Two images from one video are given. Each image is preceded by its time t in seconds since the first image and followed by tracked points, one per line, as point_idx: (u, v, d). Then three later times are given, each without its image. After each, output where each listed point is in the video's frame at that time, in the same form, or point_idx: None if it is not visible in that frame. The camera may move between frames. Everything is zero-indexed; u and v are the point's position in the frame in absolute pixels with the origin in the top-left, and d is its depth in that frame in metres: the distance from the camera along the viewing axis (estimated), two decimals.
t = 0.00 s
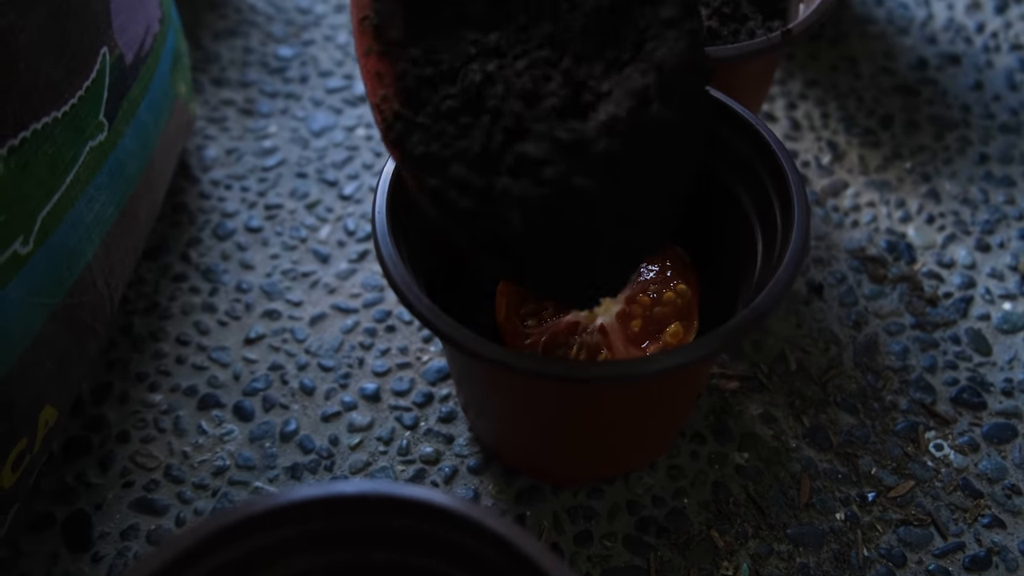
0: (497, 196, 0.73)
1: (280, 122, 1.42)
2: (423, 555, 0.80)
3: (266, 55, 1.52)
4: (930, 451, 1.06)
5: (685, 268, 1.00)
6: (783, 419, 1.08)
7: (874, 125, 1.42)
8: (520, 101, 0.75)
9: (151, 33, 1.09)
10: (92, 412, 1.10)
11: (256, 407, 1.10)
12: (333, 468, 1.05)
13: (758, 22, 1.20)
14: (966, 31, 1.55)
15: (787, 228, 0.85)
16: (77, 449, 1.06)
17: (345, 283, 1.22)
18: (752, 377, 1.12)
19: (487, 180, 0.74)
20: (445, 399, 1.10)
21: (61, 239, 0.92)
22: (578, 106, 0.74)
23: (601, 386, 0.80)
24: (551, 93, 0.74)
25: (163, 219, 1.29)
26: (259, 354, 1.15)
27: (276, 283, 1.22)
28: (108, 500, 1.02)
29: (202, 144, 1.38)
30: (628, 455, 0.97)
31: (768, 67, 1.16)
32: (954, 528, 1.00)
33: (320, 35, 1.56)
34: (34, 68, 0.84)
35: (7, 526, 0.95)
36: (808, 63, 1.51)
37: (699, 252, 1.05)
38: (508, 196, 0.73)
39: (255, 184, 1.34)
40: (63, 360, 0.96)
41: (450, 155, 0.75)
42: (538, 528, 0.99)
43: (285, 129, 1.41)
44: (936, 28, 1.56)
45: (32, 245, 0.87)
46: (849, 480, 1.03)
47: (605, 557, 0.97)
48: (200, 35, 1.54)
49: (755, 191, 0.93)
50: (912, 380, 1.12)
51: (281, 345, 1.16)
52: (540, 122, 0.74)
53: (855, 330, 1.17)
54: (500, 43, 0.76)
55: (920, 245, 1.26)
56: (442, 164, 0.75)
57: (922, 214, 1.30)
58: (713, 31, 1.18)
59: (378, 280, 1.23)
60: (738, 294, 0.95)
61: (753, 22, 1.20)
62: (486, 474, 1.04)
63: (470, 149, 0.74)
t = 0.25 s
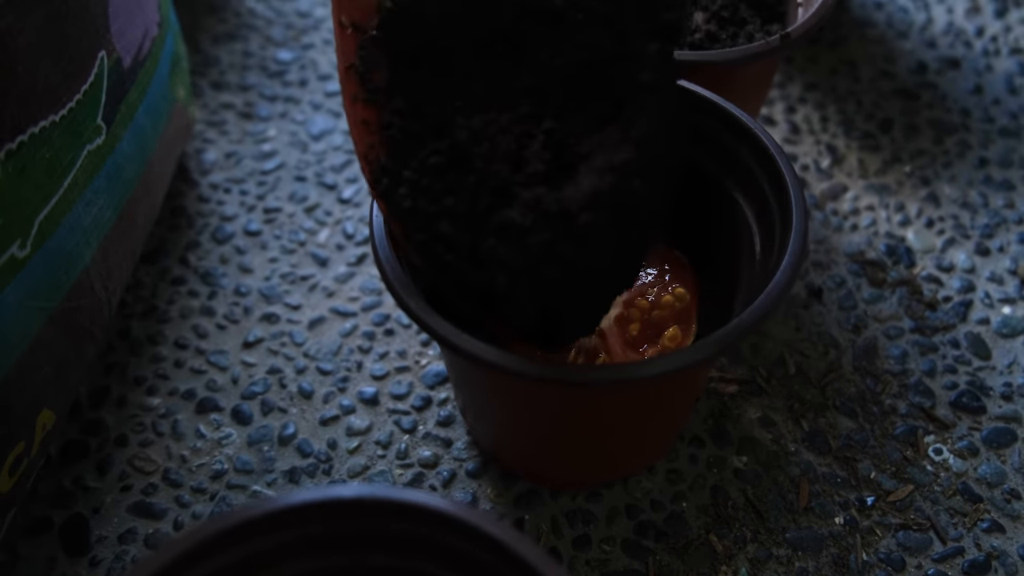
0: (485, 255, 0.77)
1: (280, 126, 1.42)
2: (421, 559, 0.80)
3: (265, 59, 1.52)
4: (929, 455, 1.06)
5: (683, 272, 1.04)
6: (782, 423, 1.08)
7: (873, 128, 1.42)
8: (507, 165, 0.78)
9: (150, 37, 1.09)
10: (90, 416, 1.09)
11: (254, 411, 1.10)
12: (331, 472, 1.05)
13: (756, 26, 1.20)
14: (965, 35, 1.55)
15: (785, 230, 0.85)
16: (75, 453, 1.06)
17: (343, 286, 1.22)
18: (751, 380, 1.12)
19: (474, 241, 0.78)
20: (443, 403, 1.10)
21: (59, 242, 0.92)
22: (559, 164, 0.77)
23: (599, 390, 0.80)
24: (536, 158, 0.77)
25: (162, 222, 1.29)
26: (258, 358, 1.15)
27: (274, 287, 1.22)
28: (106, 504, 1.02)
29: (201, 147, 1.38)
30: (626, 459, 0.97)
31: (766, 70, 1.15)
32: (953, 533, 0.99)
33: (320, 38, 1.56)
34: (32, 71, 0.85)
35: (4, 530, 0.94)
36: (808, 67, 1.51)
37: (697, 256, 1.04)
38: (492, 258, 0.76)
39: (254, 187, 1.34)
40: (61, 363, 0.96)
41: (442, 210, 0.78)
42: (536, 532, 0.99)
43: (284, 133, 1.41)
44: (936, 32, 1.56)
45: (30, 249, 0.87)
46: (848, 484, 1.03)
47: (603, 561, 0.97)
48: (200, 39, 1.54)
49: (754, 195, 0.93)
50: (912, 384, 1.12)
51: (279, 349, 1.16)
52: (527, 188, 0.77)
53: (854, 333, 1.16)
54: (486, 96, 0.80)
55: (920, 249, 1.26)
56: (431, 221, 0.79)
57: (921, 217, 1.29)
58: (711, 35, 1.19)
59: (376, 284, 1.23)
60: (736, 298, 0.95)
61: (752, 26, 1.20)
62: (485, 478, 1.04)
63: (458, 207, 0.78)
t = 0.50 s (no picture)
0: (500, 282, 0.84)
1: (283, 125, 1.42)
2: (424, 556, 0.80)
3: (269, 58, 1.52)
4: (933, 455, 1.05)
5: (685, 269, 1.04)
6: (785, 422, 1.08)
7: (877, 129, 1.41)
8: (523, 192, 0.84)
9: (153, 34, 1.09)
10: (93, 413, 1.09)
11: (257, 409, 1.10)
12: (334, 470, 1.05)
13: (760, 25, 1.20)
14: (969, 36, 1.55)
15: (789, 228, 0.85)
16: (78, 451, 1.06)
17: (346, 285, 1.22)
18: (754, 380, 1.11)
19: (486, 265, 0.84)
20: (446, 401, 1.10)
21: (63, 239, 0.92)
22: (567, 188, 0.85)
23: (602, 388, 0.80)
24: (551, 188, 0.84)
25: (165, 221, 1.29)
26: (261, 356, 1.15)
27: (277, 285, 1.22)
28: (108, 502, 1.02)
29: (204, 146, 1.38)
30: (629, 458, 0.97)
31: (770, 68, 1.15)
32: (957, 533, 0.99)
33: (323, 38, 1.56)
34: (35, 68, 0.85)
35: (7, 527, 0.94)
36: (811, 67, 1.51)
37: (700, 255, 1.04)
38: (508, 283, 0.84)
39: (257, 186, 1.34)
40: (64, 361, 0.95)
41: (454, 237, 0.84)
42: (539, 530, 0.99)
43: (287, 131, 1.41)
44: (939, 32, 1.55)
45: (33, 245, 0.87)
46: (852, 484, 1.03)
47: (606, 560, 0.97)
48: (203, 38, 1.54)
49: (756, 192, 0.93)
50: (915, 384, 1.11)
51: (282, 347, 1.16)
52: (544, 218, 0.85)
53: (858, 333, 1.16)
54: (498, 116, 0.83)
55: (923, 249, 1.26)
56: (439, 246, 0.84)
57: (925, 218, 1.29)
58: (715, 34, 1.19)
59: (379, 282, 1.22)
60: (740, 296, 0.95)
61: (756, 25, 1.20)
62: (488, 477, 1.03)
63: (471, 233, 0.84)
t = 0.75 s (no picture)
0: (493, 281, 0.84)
1: (284, 127, 1.42)
2: (426, 559, 0.80)
3: (269, 60, 1.52)
4: (933, 456, 1.06)
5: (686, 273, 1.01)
6: (785, 424, 1.08)
7: (877, 130, 1.41)
8: (519, 195, 0.83)
9: (154, 37, 1.09)
10: (94, 415, 1.10)
11: (258, 411, 1.10)
12: (335, 472, 1.05)
13: (760, 27, 1.20)
14: (969, 37, 1.55)
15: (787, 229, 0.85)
16: (79, 452, 1.06)
17: (347, 287, 1.23)
18: (754, 382, 1.12)
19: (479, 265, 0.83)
20: (446, 403, 1.10)
21: (64, 242, 0.92)
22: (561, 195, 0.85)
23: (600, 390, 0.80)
24: (548, 192, 0.84)
25: (166, 223, 1.29)
26: (262, 358, 1.15)
27: (278, 287, 1.23)
28: (109, 504, 1.02)
29: (205, 148, 1.39)
30: (629, 459, 0.97)
31: (771, 69, 1.15)
32: (957, 535, 0.99)
33: (324, 40, 1.56)
34: (37, 72, 0.85)
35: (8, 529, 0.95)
36: (811, 69, 1.51)
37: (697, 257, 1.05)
38: (501, 283, 0.84)
39: (257, 188, 1.34)
40: (65, 363, 0.96)
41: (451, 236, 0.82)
42: (539, 532, 0.99)
43: (288, 133, 1.41)
44: (940, 33, 1.55)
45: (35, 248, 0.87)
46: (852, 485, 1.03)
47: (606, 562, 0.97)
48: (204, 40, 1.55)
49: (753, 192, 0.94)
50: (915, 386, 1.11)
51: (283, 349, 1.16)
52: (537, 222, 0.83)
53: (857, 335, 1.16)
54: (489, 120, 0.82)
55: (923, 250, 1.26)
56: (439, 245, 0.83)
57: (925, 219, 1.29)
58: (715, 36, 1.19)
59: (380, 284, 1.23)
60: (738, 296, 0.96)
61: (756, 27, 1.20)
62: (488, 478, 1.04)
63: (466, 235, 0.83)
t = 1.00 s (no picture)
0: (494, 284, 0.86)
1: (287, 125, 1.42)
2: (429, 557, 0.80)
3: (272, 58, 1.52)
4: (936, 457, 1.05)
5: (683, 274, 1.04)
6: (788, 424, 1.08)
7: (880, 130, 1.41)
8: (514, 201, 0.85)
9: (157, 35, 1.09)
10: (96, 413, 1.10)
11: (260, 409, 1.10)
12: (337, 471, 1.05)
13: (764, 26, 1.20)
14: (973, 37, 1.55)
15: (791, 232, 0.86)
16: (82, 450, 1.06)
17: (350, 285, 1.22)
18: (757, 382, 1.11)
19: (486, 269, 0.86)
20: (449, 402, 1.10)
21: (67, 239, 0.92)
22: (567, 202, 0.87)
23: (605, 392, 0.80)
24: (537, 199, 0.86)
25: (169, 221, 1.29)
26: (264, 356, 1.15)
27: (281, 286, 1.22)
28: (111, 501, 1.02)
29: (208, 146, 1.39)
30: (631, 459, 0.97)
31: (774, 69, 1.15)
32: (960, 535, 0.99)
33: (327, 38, 1.56)
34: (40, 69, 0.85)
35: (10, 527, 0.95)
36: (815, 69, 1.51)
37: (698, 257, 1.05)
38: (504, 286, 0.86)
39: (260, 186, 1.34)
40: (67, 361, 0.96)
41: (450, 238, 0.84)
42: (542, 531, 0.99)
43: (291, 132, 1.41)
44: (944, 34, 1.55)
45: (38, 245, 0.87)
46: (855, 486, 1.03)
47: (609, 561, 0.97)
48: (207, 38, 1.54)
49: (757, 194, 0.94)
50: (918, 387, 1.11)
51: (286, 347, 1.16)
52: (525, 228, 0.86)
53: (861, 335, 1.16)
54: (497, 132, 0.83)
55: (927, 251, 1.25)
56: (443, 249, 0.85)
57: (929, 220, 1.29)
58: (719, 35, 1.18)
59: (382, 283, 1.23)
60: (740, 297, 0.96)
61: (760, 26, 1.20)
62: (490, 477, 1.03)
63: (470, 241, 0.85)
